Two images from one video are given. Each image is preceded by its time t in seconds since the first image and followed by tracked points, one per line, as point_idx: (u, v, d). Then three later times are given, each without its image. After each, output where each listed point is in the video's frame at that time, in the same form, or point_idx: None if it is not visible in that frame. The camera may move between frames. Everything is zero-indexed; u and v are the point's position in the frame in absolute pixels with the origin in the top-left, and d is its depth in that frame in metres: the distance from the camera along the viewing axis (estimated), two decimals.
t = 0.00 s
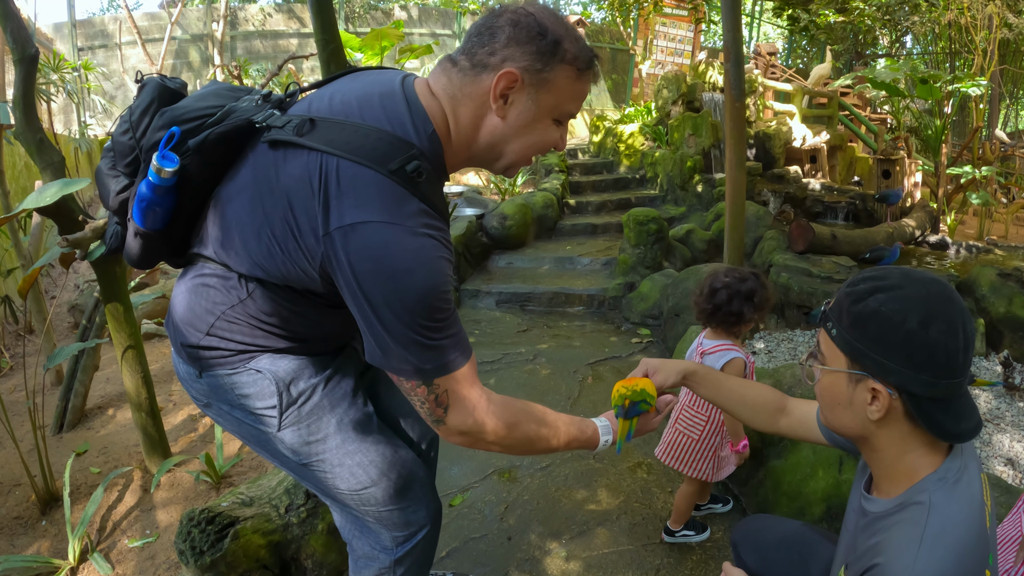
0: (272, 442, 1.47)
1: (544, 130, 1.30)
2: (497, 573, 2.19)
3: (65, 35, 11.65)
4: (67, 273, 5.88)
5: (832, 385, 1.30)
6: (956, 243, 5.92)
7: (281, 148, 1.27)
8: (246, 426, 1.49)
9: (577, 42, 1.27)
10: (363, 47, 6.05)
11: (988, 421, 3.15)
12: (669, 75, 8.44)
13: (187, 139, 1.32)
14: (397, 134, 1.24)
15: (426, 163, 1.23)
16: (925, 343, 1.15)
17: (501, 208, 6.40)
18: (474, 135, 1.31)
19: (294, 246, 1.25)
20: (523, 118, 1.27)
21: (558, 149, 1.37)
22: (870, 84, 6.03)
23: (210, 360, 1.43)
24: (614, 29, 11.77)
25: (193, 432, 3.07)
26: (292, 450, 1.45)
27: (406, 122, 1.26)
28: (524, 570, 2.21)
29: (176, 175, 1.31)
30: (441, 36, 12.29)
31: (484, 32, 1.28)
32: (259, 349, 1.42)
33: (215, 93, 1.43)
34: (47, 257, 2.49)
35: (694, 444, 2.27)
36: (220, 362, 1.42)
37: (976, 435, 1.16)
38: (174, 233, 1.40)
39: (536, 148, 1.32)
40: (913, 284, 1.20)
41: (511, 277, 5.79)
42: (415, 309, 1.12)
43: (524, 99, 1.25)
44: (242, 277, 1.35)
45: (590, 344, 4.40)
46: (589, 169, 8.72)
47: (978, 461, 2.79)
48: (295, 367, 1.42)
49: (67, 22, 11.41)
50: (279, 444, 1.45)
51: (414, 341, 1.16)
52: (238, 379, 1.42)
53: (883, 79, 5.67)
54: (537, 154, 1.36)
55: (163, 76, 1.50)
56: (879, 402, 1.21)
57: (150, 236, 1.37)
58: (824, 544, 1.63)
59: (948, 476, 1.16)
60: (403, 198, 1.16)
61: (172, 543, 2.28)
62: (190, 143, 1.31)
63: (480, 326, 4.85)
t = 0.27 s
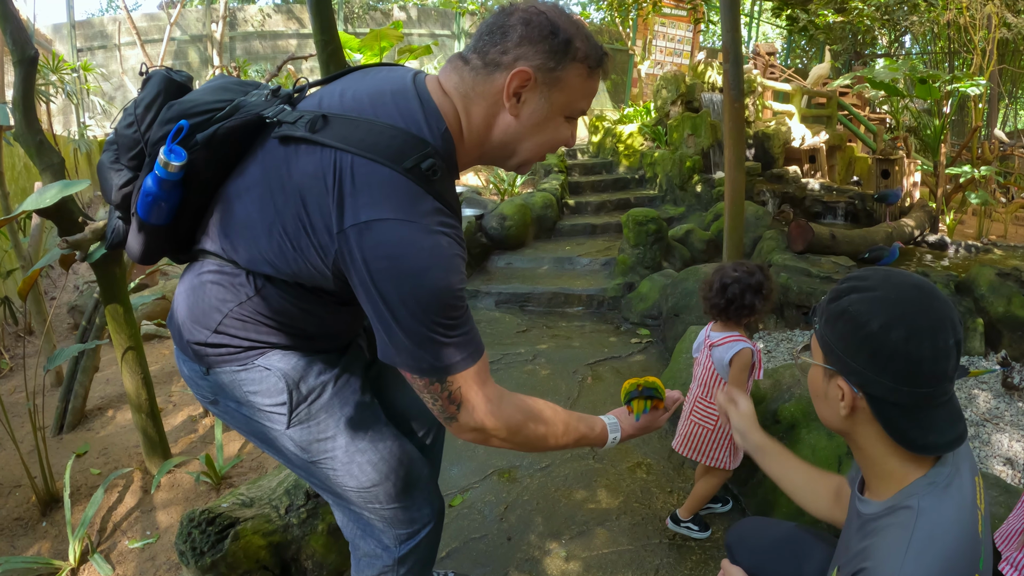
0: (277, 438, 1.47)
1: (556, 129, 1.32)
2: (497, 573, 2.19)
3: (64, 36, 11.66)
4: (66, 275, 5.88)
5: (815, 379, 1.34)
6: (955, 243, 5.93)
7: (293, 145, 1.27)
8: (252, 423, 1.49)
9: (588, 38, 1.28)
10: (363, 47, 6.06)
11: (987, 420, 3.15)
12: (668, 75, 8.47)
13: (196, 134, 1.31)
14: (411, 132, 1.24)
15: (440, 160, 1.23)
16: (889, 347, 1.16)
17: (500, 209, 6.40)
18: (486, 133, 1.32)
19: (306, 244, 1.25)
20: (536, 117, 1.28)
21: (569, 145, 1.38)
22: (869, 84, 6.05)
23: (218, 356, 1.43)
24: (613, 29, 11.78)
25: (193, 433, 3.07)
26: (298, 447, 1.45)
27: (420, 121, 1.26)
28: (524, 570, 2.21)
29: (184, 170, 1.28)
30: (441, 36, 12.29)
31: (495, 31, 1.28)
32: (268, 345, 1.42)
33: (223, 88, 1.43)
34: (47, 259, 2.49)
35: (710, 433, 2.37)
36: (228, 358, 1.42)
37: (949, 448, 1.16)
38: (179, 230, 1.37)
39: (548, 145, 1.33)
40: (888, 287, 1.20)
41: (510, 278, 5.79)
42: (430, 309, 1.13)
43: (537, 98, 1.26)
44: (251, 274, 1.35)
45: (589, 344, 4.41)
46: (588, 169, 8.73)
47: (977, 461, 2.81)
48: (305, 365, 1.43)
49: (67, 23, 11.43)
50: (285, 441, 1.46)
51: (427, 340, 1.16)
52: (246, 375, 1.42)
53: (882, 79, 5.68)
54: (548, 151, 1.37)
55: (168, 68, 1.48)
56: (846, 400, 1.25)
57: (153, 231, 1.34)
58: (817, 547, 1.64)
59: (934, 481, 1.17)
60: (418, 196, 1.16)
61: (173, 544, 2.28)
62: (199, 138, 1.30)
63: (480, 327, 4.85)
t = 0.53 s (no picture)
0: (288, 432, 1.50)
1: (555, 114, 1.39)
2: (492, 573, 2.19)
3: (56, 36, 11.60)
4: (58, 276, 5.85)
5: (803, 372, 1.36)
6: (948, 241, 5.97)
7: (304, 134, 1.31)
8: (261, 418, 1.52)
9: (582, 28, 1.36)
10: (356, 47, 6.05)
11: (979, 418, 3.17)
12: (662, 75, 8.50)
13: (208, 128, 1.32)
14: (419, 119, 1.29)
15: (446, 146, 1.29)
16: (869, 344, 1.17)
17: (493, 209, 6.40)
18: (488, 120, 1.38)
19: (320, 231, 1.29)
20: (535, 102, 1.35)
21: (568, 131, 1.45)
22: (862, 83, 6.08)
23: (232, 349, 1.45)
24: (607, 29, 11.80)
25: (187, 434, 3.06)
26: (309, 440, 1.48)
27: (426, 108, 1.32)
28: (518, 569, 2.21)
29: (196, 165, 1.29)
30: (434, 36, 12.27)
31: (494, 22, 1.35)
32: (282, 338, 1.46)
33: (231, 83, 1.44)
34: (39, 260, 2.48)
35: (715, 432, 2.40)
36: (243, 351, 1.45)
37: (929, 447, 1.16)
38: (192, 224, 1.39)
39: (548, 130, 1.39)
40: (874, 286, 1.21)
41: (504, 278, 5.79)
42: (442, 287, 1.18)
43: (536, 83, 1.33)
44: (264, 264, 1.38)
45: (583, 343, 4.42)
46: (582, 168, 8.75)
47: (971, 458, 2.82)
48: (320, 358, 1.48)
49: (59, 23, 11.38)
50: (297, 433, 1.48)
51: (439, 318, 1.21)
52: (261, 367, 1.45)
53: (875, 78, 5.71)
54: (548, 137, 1.43)
55: (174, 66, 1.47)
56: (829, 395, 1.27)
57: (165, 227, 1.35)
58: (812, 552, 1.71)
59: (917, 478, 1.18)
60: (428, 179, 1.22)
61: (167, 546, 2.28)
62: (210, 132, 1.32)
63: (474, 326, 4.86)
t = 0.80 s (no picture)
0: (295, 407, 1.56)
1: (538, 105, 1.45)
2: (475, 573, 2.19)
3: (31, 35, 11.43)
4: (34, 279, 5.76)
5: (784, 366, 1.37)
6: (925, 237, 6.06)
7: (309, 130, 1.40)
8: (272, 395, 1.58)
9: (561, 23, 1.42)
10: (335, 46, 6.01)
11: (959, 412, 3.19)
12: (641, 73, 8.55)
13: (228, 131, 1.43)
14: (413, 115, 1.38)
15: (437, 137, 1.36)
16: (843, 339, 1.18)
17: (473, 207, 6.39)
18: (476, 113, 1.46)
19: (324, 217, 1.37)
20: (517, 94, 1.42)
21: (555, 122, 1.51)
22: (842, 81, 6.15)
23: (247, 326, 1.53)
24: (588, 27, 11.83)
25: (167, 438, 3.03)
26: (314, 415, 1.53)
27: (418, 104, 1.41)
28: (501, 570, 2.20)
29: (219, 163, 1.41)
30: (413, 35, 12.23)
31: (480, 23, 1.44)
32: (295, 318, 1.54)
33: (250, 92, 1.55)
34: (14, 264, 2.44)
35: (703, 434, 2.42)
36: (256, 328, 1.53)
37: (905, 441, 1.17)
38: (215, 218, 1.50)
39: (533, 121, 1.46)
40: (850, 281, 1.23)
41: (485, 276, 5.78)
42: (428, 260, 1.24)
43: (517, 76, 1.40)
44: (279, 249, 1.46)
45: (564, 341, 4.43)
46: (561, 167, 8.78)
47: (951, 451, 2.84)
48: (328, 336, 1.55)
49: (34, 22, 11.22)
50: (304, 408, 1.54)
51: (426, 290, 1.28)
52: (273, 343, 1.53)
53: (853, 76, 5.77)
54: (535, 128, 1.50)
55: (200, 80, 1.58)
56: (807, 388, 1.28)
57: (192, 220, 1.47)
58: (792, 548, 1.71)
59: (895, 471, 1.19)
60: (419, 165, 1.29)
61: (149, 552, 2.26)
62: (231, 134, 1.43)
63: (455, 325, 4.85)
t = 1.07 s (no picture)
0: (296, 361, 1.69)
1: (520, 97, 1.53)
2: None
3: None
4: None
5: (763, 364, 1.42)
6: (894, 229, 6.17)
7: (309, 118, 1.52)
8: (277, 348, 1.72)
9: (540, 21, 1.51)
10: (304, 45, 5.94)
11: (934, 401, 3.25)
12: (610, 70, 8.60)
13: (239, 116, 1.59)
14: (401, 106, 1.48)
15: (422, 127, 1.46)
16: (818, 337, 1.23)
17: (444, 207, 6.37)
18: (462, 106, 1.56)
19: (318, 198, 1.50)
20: (499, 88, 1.51)
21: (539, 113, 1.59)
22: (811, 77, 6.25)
23: (255, 286, 1.68)
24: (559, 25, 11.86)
25: (138, 448, 2.98)
26: (312, 368, 1.66)
27: (407, 97, 1.52)
28: (482, 572, 2.19)
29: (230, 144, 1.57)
30: (382, 33, 12.15)
31: (464, 23, 1.54)
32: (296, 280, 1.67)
33: (263, 80, 1.70)
34: None
35: (685, 433, 2.44)
36: (263, 288, 1.68)
37: (882, 436, 1.22)
38: (227, 194, 1.66)
39: (516, 113, 1.55)
40: (826, 279, 1.27)
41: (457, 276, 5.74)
42: (404, 237, 1.34)
43: (499, 72, 1.50)
44: (282, 225, 1.61)
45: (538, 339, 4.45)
46: (532, 164, 8.82)
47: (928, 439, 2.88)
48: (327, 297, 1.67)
49: None
50: (304, 362, 1.67)
51: (404, 262, 1.37)
52: (276, 302, 1.67)
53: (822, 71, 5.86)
54: (520, 119, 1.58)
55: (220, 67, 1.73)
56: (785, 384, 1.33)
57: (206, 194, 1.64)
58: (776, 545, 1.76)
59: (878, 464, 1.25)
60: (401, 151, 1.39)
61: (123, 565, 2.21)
62: (241, 119, 1.58)
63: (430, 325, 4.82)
